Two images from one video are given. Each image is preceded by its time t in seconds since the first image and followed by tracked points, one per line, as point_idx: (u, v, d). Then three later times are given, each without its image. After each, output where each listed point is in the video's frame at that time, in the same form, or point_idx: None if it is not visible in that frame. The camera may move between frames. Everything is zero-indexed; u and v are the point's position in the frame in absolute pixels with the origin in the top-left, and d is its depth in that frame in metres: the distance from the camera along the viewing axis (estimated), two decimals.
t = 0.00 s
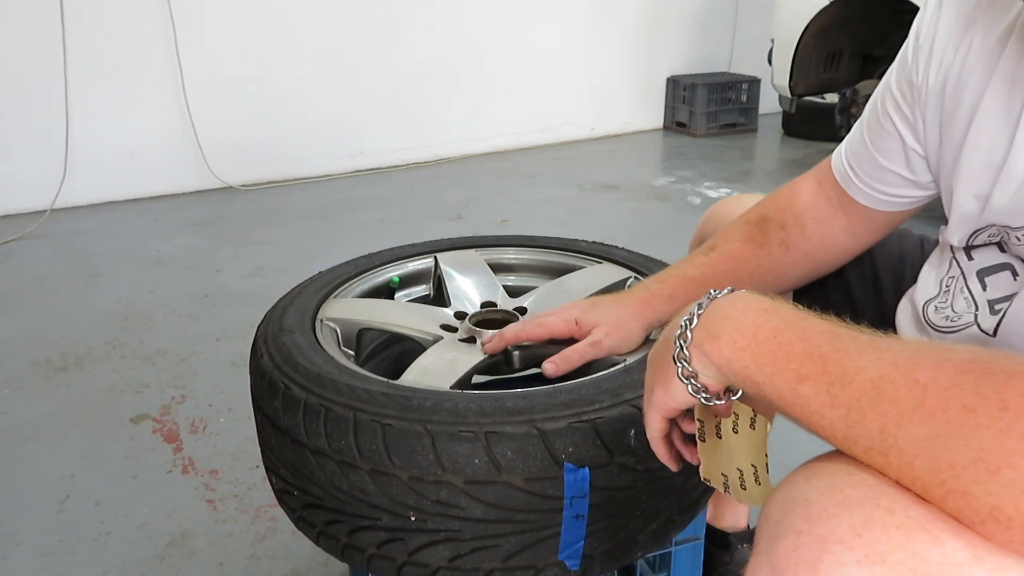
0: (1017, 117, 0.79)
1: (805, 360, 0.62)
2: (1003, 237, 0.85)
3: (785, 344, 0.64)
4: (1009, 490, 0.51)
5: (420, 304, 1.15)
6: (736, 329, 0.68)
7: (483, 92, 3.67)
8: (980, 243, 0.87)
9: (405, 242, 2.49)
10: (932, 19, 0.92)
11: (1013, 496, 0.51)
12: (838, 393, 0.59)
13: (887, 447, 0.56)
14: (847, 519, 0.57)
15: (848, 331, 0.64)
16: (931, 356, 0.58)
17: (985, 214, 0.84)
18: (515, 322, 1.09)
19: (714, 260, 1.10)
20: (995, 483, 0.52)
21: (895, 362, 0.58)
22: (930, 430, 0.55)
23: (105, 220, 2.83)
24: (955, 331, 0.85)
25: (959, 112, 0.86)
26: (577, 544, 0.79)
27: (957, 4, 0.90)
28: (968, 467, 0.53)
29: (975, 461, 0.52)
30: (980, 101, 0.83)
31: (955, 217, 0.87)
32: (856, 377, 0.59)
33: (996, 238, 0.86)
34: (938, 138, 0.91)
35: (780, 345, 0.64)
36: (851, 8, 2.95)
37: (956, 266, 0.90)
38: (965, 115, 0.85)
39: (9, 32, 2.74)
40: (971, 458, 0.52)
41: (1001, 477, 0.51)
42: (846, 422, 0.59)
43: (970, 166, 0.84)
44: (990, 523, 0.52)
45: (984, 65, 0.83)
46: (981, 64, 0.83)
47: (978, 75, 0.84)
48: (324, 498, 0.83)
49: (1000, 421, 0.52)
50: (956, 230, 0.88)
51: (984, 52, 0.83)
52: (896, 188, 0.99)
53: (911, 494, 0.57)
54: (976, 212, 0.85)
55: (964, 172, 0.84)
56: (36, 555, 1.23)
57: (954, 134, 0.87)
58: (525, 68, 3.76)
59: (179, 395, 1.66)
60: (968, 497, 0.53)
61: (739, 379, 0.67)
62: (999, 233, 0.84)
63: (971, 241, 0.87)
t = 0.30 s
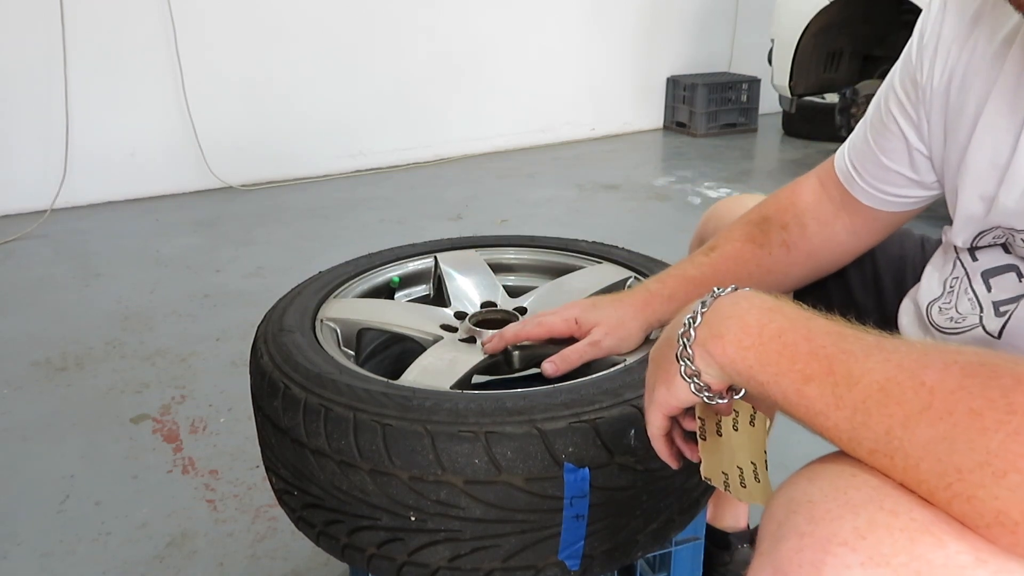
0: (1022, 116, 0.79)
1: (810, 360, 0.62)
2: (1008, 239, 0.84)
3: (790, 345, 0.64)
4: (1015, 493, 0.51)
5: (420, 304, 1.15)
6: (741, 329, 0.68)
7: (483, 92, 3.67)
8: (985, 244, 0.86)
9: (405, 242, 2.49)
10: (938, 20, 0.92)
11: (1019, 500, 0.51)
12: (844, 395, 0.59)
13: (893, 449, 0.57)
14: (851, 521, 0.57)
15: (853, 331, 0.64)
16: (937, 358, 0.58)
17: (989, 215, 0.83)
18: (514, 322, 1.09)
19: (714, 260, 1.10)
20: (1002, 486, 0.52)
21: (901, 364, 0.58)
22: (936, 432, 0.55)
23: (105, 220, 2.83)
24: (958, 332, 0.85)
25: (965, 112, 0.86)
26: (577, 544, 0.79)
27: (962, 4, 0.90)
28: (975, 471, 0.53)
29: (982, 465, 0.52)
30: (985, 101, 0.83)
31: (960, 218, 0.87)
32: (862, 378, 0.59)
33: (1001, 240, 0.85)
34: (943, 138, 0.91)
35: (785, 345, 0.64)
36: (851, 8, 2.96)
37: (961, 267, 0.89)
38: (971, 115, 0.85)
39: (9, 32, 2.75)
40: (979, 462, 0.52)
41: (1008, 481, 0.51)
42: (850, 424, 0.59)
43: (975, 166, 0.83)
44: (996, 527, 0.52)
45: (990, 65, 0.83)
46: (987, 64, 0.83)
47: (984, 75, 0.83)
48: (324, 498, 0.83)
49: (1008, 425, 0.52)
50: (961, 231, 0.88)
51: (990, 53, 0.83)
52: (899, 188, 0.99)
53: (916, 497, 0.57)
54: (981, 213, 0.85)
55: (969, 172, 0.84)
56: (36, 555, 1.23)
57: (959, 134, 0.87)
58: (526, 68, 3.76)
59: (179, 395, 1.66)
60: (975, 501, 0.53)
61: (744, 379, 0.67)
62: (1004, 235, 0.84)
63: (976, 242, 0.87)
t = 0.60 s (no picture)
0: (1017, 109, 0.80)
1: (810, 361, 0.62)
2: (998, 232, 0.85)
3: (790, 345, 0.64)
4: (1015, 494, 0.51)
5: (420, 304, 1.15)
6: (740, 329, 0.68)
7: (483, 92, 3.67)
8: (976, 237, 0.87)
9: (405, 242, 2.49)
10: (933, 10, 0.91)
11: (1019, 499, 0.51)
12: (844, 395, 0.59)
13: (893, 449, 0.56)
14: (852, 522, 0.57)
15: (853, 332, 0.64)
16: (937, 358, 0.58)
17: (982, 207, 0.84)
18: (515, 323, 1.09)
19: (713, 259, 1.10)
20: (1002, 487, 0.51)
21: (901, 365, 0.58)
22: (936, 433, 0.54)
23: (105, 220, 2.83)
24: (953, 329, 0.84)
25: (958, 104, 0.86)
26: (577, 544, 0.79)
27: None
28: (974, 471, 0.53)
29: (981, 465, 0.52)
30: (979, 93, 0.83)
31: (953, 208, 0.87)
32: (862, 379, 0.59)
33: (990, 233, 0.86)
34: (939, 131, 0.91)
35: (785, 345, 0.64)
36: (851, 8, 2.96)
37: (953, 265, 0.90)
38: (964, 107, 0.86)
39: (9, 32, 2.75)
40: (978, 462, 0.52)
41: (1007, 481, 0.51)
42: (850, 424, 0.59)
43: (968, 159, 0.84)
44: (996, 527, 0.52)
45: (984, 56, 0.83)
46: (981, 56, 0.84)
47: (978, 67, 0.84)
48: (324, 498, 0.83)
49: (1007, 425, 0.52)
50: (953, 224, 0.88)
51: (984, 44, 0.84)
52: (896, 182, 0.99)
53: (916, 497, 0.57)
54: (973, 204, 0.85)
55: (962, 164, 0.85)
56: (36, 555, 1.23)
57: (954, 125, 0.88)
58: (526, 68, 3.76)
59: (179, 395, 1.66)
60: (974, 501, 0.53)
61: (744, 379, 0.67)
62: (995, 227, 0.85)
63: (966, 235, 0.88)
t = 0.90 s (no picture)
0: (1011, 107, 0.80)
1: (803, 360, 0.62)
2: (993, 228, 0.85)
3: (783, 344, 0.64)
4: (1006, 489, 0.51)
5: (421, 304, 1.15)
6: (735, 330, 0.68)
7: (483, 92, 3.67)
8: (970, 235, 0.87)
9: (405, 242, 2.49)
10: (928, 8, 0.92)
11: (1011, 495, 0.51)
12: (836, 393, 0.59)
13: (886, 446, 0.56)
14: (845, 518, 0.56)
15: (846, 331, 0.64)
16: (928, 356, 0.58)
17: (976, 204, 0.84)
18: (515, 322, 1.09)
19: (713, 259, 1.10)
20: (993, 483, 0.51)
21: (892, 362, 0.58)
22: (927, 429, 0.54)
23: (105, 220, 2.83)
24: (947, 326, 0.86)
25: (953, 101, 0.87)
26: (577, 544, 0.79)
27: None
28: (965, 467, 0.52)
29: (972, 461, 0.52)
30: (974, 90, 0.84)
31: (948, 206, 0.87)
32: (854, 376, 0.59)
33: (985, 231, 0.86)
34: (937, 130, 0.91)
35: (779, 345, 0.64)
36: (851, 8, 2.96)
37: (948, 264, 0.90)
38: (959, 104, 0.86)
39: (9, 32, 2.75)
40: (969, 457, 0.52)
41: (999, 477, 0.51)
42: (843, 422, 0.59)
43: (962, 156, 0.84)
44: (988, 522, 0.52)
45: (979, 53, 0.84)
46: (976, 53, 0.84)
47: (973, 64, 0.84)
48: (324, 498, 0.83)
49: (997, 421, 0.52)
50: (949, 221, 0.88)
51: (979, 41, 0.84)
52: (895, 182, 0.99)
53: (909, 494, 0.56)
54: (968, 202, 0.85)
55: (956, 161, 0.85)
56: (36, 555, 1.23)
57: (949, 122, 0.88)
58: (526, 68, 3.76)
59: (179, 395, 1.66)
60: (966, 497, 0.53)
61: (738, 378, 0.68)
62: (989, 225, 0.85)
63: (962, 232, 0.88)
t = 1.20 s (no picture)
0: (1007, 109, 0.80)
1: (789, 365, 0.63)
2: (995, 232, 0.85)
3: (769, 351, 0.65)
4: (996, 479, 0.51)
5: (421, 304, 1.16)
6: (720, 339, 0.69)
7: (483, 93, 3.68)
8: (971, 238, 0.87)
9: (405, 242, 2.49)
10: (921, 17, 0.93)
11: (1000, 485, 0.51)
12: (823, 396, 0.59)
13: (875, 446, 0.56)
14: (842, 518, 0.56)
15: (829, 334, 0.64)
16: (910, 353, 0.58)
17: (976, 209, 0.84)
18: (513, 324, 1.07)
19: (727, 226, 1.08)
20: (982, 473, 0.51)
21: (876, 362, 0.58)
22: (915, 426, 0.54)
23: (105, 220, 2.83)
24: (941, 324, 0.86)
25: (950, 106, 0.87)
26: (577, 544, 0.79)
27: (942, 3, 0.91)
28: (953, 460, 0.53)
29: (960, 453, 0.52)
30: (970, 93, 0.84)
31: (949, 211, 0.87)
32: (838, 378, 0.59)
33: (987, 234, 0.86)
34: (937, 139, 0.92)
35: (765, 351, 0.65)
36: (851, 8, 2.96)
37: (949, 268, 0.90)
38: (957, 109, 0.86)
39: (9, 32, 2.75)
40: (956, 451, 0.52)
41: (987, 467, 0.51)
42: (833, 424, 0.58)
43: (961, 159, 0.84)
44: (982, 515, 0.52)
45: (973, 56, 0.84)
46: (970, 57, 0.85)
47: (967, 68, 0.85)
48: (324, 498, 0.83)
49: (981, 412, 0.52)
50: (950, 226, 0.88)
51: (972, 45, 0.84)
52: (902, 194, 0.99)
53: (904, 492, 0.56)
54: (968, 207, 0.85)
55: (956, 165, 0.85)
56: (36, 555, 1.23)
57: (949, 128, 0.88)
58: (526, 68, 3.76)
59: (179, 395, 1.66)
60: (957, 491, 0.53)
61: (728, 388, 0.68)
62: (991, 228, 0.85)
63: (963, 236, 0.88)
